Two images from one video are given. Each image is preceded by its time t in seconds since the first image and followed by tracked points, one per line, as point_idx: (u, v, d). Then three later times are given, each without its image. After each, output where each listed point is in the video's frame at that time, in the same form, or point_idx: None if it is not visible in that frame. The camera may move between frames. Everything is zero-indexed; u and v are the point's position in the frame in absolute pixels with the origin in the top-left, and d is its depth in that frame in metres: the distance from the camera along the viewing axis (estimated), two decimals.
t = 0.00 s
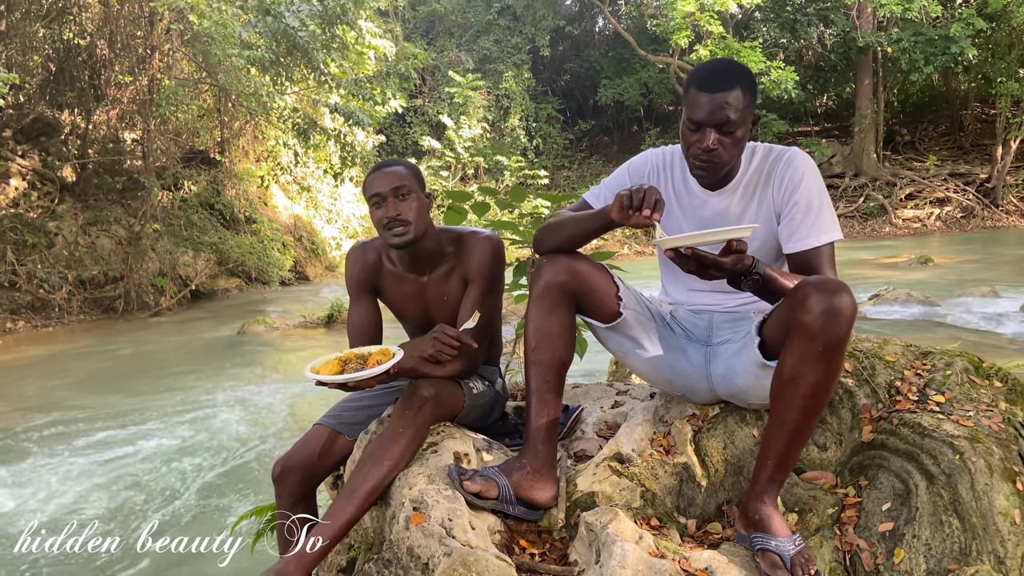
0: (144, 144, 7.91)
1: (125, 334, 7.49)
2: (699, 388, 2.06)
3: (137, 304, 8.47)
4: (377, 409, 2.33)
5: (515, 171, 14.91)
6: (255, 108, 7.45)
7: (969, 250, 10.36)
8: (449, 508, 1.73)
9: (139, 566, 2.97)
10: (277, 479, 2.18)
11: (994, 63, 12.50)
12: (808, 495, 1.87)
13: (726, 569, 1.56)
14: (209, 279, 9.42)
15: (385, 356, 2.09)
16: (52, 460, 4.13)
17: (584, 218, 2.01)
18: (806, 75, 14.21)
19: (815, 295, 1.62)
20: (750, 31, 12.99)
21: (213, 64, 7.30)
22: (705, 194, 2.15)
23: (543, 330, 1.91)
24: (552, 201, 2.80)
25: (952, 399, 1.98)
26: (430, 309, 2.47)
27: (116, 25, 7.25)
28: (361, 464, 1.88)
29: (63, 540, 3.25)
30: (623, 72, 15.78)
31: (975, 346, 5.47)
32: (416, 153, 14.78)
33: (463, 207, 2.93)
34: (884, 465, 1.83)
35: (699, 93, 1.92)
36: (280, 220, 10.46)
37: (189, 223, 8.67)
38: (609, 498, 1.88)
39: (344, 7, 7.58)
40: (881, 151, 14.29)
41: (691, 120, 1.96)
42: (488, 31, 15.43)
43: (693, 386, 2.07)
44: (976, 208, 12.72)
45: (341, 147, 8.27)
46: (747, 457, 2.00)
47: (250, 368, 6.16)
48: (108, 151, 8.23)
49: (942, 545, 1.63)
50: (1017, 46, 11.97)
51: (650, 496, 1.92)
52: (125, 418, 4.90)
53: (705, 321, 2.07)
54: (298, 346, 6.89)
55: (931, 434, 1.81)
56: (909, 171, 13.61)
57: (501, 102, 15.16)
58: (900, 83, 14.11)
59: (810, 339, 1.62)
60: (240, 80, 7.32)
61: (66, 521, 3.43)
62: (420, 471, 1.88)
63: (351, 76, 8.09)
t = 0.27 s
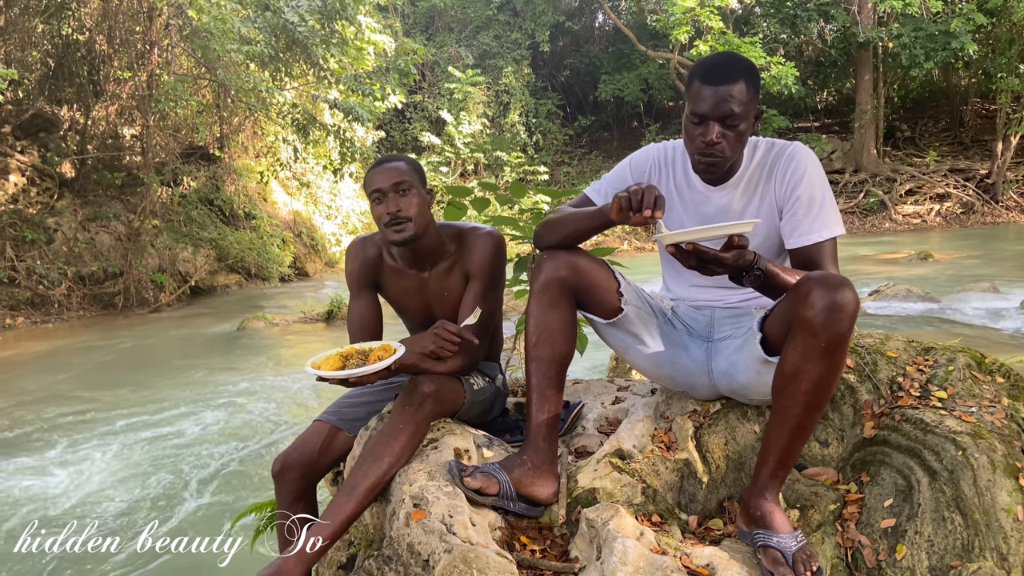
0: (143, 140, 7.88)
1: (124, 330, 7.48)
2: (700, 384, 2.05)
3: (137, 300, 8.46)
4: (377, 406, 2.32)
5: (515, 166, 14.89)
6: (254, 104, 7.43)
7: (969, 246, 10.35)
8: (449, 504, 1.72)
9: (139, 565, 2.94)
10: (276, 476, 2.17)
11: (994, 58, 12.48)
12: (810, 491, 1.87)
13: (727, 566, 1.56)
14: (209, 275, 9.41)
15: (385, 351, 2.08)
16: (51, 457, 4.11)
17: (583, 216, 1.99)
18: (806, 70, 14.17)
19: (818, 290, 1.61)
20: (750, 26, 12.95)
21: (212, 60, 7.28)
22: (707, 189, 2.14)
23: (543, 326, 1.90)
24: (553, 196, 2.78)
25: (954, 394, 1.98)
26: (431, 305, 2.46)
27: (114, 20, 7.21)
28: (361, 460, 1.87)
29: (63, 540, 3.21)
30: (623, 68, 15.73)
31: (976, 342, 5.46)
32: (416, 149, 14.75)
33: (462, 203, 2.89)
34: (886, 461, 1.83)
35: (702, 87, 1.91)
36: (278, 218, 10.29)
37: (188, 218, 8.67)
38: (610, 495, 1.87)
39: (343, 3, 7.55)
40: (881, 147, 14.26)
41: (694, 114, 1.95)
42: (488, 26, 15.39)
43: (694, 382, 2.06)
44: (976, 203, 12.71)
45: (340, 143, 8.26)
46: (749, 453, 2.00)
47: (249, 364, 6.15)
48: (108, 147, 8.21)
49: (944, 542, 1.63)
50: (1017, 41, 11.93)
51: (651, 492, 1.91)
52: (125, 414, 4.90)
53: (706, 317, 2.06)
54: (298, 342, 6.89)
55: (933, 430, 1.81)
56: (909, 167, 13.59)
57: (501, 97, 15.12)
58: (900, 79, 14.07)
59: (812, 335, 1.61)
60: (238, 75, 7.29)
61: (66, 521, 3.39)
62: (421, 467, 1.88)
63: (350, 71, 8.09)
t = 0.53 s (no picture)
0: (142, 135, 7.85)
1: (124, 325, 7.46)
2: (699, 378, 2.05)
3: (135, 295, 8.40)
4: (376, 400, 2.31)
5: (515, 161, 14.85)
6: (252, 99, 7.41)
7: (969, 241, 10.34)
8: (447, 499, 1.71)
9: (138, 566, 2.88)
10: (274, 470, 2.17)
11: (994, 53, 12.45)
12: (809, 485, 1.86)
13: (726, 560, 1.55)
14: (208, 271, 9.38)
15: (385, 346, 2.07)
16: (50, 453, 4.10)
17: (581, 210, 1.98)
18: (806, 65, 14.13)
19: (818, 283, 1.60)
20: (750, 21, 12.91)
21: (210, 54, 7.17)
22: (707, 182, 2.13)
23: (542, 320, 1.89)
24: (552, 190, 2.80)
25: (954, 388, 1.97)
26: (431, 299, 2.45)
27: (112, 14, 7.17)
28: (359, 455, 1.87)
29: (63, 541, 3.16)
30: (622, 63, 15.67)
31: (975, 338, 5.46)
32: (415, 145, 14.72)
33: (462, 198, 2.91)
34: (885, 455, 1.82)
35: (702, 81, 1.90)
36: (278, 212, 10.32)
37: (187, 213, 8.71)
38: (610, 489, 1.86)
39: None
40: (881, 142, 14.23)
41: (694, 108, 1.94)
42: (487, 21, 15.34)
43: (693, 376, 2.05)
44: (976, 198, 12.69)
45: (339, 138, 8.23)
46: (748, 447, 1.99)
47: (248, 360, 6.14)
48: (106, 142, 8.19)
49: (944, 536, 1.62)
50: (1018, 36, 11.90)
51: (650, 486, 1.90)
52: (124, 409, 4.88)
53: (706, 311, 2.05)
54: (297, 338, 6.88)
55: (933, 424, 1.80)
56: (909, 162, 13.57)
57: (500, 92, 15.09)
58: (900, 74, 14.04)
59: (812, 329, 1.60)
60: (237, 70, 7.25)
61: (66, 521, 3.34)
62: (419, 461, 1.87)
63: (349, 66, 8.08)
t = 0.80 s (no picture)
0: (140, 130, 7.81)
1: (123, 320, 7.46)
2: (698, 374, 2.04)
3: (135, 290, 8.46)
4: (375, 394, 2.31)
5: (514, 157, 14.83)
6: (252, 93, 7.35)
7: (969, 237, 10.33)
8: (446, 494, 1.71)
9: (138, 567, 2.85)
10: (272, 466, 2.16)
11: (994, 48, 12.42)
12: (808, 480, 1.86)
13: (725, 555, 1.55)
14: (207, 266, 9.37)
15: (384, 339, 2.06)
16: (49, 449, 4.10)
17: (583, 202, 1.98)
18: (806, 61, 14.10)
19: (817, 278, 1.60)
20: (750, 16, 12.88)
21: (209, 49, 7.19)
22: (707, 177, 2.13)
23: (542, 315, 1.88)
24: (552, 185, 2.78)
25: (953, 383, 1.97)
26: (430, 294, 2.44)
27: (110, 9, 7.14)
28: (358, 450, 1.86)
29: (63, 541, 3.12)
30: (622, 58, 15.63)
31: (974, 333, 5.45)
32: (414, 140, 14.69)
33: (461, 192, 2.88)
34: (885, 450, 1.82)
35: (703, 79, 1.88)
36: (277, 208, 10.43)
37: (186, 209, 8.56)
38: (609, 485, 1.86)
39: None
40: (881, 137, 14.20)
41: (695, 106, 1.93)
42: (487, 16, 15.30)
43: (693, 371, 2.05)
44: (976, 194, 12.68)
45: (339, 133, 8.21)
46: (747, 443, 1.99)
47: (247, 355, 6.14)
48: (105, 137, 8.19)
49: (944, 531, 1.62)
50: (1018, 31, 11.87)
51: (649, 481, 1.90)
52: (123, 404, 4.88)
53: (705, 306, 2.05)
54: (296, 333, 6.87)
55: (933, 419, 1.80)
56: (909, 157, 13.55)
57: (499, 88, 15.06)
58: (901, 69, 14.00)
59: (812, 323, 1.59)
60: (236, 65, 7.22)
61: (67, 520, 3.30)
62: (418, 456, 1.87)
63: (349, 62, 8.08)
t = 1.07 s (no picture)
0: (139, 126, 7.78)
1: (123, 316, 7.46)
2: (698, 369, 2.04)
3: (135, 286, 8.46)
4: (375, 389, 2.30)
5: (514, 153, 14.80)
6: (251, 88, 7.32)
7: (969, 233, 10.33)
8: (445, 489, 1.71)
9: (138, 566, 2.81)
10: (272, 461, 2.16)
11: (994, 45, 12.40)
12: (807, 475, 1.86)
13: (724, 550, 1.55)
14: (206, 262, 9.35)
15: (383, 335, 2.07)
16: (48, 445, 4.10)
17: (581, 197, 1.98)
18: (806, 57, 14.07)
19: (818, 273, 1.60)
20: (750, 12, 12.84)
21: (209, 44, 7.13)
22: (707, 172, 2.12)
23: (541, 310, 1.88)
24: (552, 180, 2.78)
25: (953, 378, 1.97)
26: (428, 289, 2.44)
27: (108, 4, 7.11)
28: (358, 445, 1.86)
29: (63, 541, 3.09)
30: (622, 54, 15.60)
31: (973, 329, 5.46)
32: (414, 136, 14.67)
33: (461, 187, 2.89)
34: (884, 445, 1.82)
35: (704, 74, 1.88)
36: (277, 203, 10.49)
37: (185, 204, 8.68)
38: (608, 480, 1.87)
39: None
40: (881, 134, 14.19)
41: (696, 101, 1.92)
42: (486, 12, 15.26)
43: (692, 366, 2.04)
44: (975, 190, 12.68)
45: (338, 129, 8.20)
46: (747, 438, 1.99)
47: (247, 351, 6.14)
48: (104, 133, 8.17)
49: (942, 526, 1.63)
50: (1018, 27, 11.85)
51: (649, 476, 1.91)
52: (122, 400, 4.88)
53: (705, 302, 2.05)
54: (295, 328, 6.87)
55: (932, 414, 1.80)
56: (908, 154, 13.54)
57: (499, 83, 15.04)
58: (901, 65, 13.98)
59: (812, 319, 1.59)
60: (235, 60, 7.20)
61: (67, 520, 3.26)
62: (417, 451, 1.87)
63: (348, 57, 8.07)
